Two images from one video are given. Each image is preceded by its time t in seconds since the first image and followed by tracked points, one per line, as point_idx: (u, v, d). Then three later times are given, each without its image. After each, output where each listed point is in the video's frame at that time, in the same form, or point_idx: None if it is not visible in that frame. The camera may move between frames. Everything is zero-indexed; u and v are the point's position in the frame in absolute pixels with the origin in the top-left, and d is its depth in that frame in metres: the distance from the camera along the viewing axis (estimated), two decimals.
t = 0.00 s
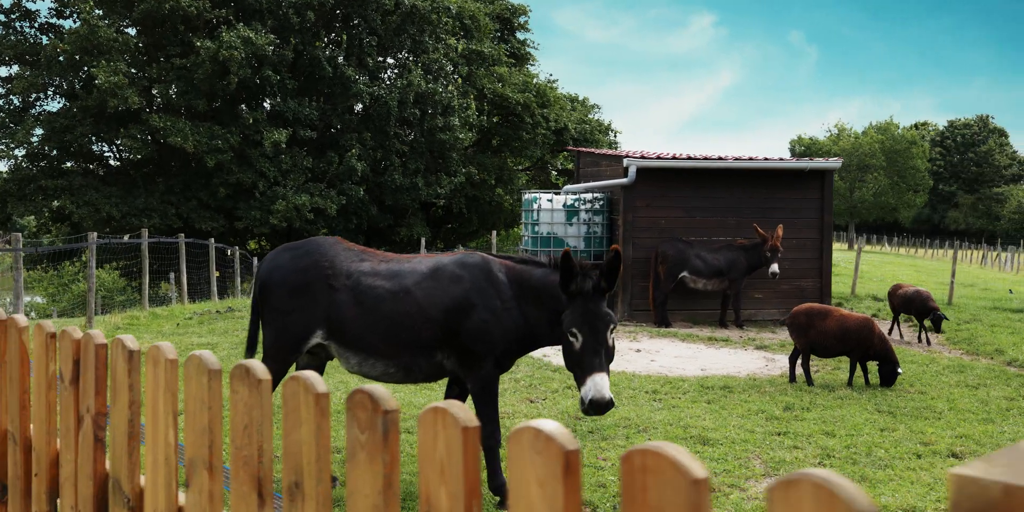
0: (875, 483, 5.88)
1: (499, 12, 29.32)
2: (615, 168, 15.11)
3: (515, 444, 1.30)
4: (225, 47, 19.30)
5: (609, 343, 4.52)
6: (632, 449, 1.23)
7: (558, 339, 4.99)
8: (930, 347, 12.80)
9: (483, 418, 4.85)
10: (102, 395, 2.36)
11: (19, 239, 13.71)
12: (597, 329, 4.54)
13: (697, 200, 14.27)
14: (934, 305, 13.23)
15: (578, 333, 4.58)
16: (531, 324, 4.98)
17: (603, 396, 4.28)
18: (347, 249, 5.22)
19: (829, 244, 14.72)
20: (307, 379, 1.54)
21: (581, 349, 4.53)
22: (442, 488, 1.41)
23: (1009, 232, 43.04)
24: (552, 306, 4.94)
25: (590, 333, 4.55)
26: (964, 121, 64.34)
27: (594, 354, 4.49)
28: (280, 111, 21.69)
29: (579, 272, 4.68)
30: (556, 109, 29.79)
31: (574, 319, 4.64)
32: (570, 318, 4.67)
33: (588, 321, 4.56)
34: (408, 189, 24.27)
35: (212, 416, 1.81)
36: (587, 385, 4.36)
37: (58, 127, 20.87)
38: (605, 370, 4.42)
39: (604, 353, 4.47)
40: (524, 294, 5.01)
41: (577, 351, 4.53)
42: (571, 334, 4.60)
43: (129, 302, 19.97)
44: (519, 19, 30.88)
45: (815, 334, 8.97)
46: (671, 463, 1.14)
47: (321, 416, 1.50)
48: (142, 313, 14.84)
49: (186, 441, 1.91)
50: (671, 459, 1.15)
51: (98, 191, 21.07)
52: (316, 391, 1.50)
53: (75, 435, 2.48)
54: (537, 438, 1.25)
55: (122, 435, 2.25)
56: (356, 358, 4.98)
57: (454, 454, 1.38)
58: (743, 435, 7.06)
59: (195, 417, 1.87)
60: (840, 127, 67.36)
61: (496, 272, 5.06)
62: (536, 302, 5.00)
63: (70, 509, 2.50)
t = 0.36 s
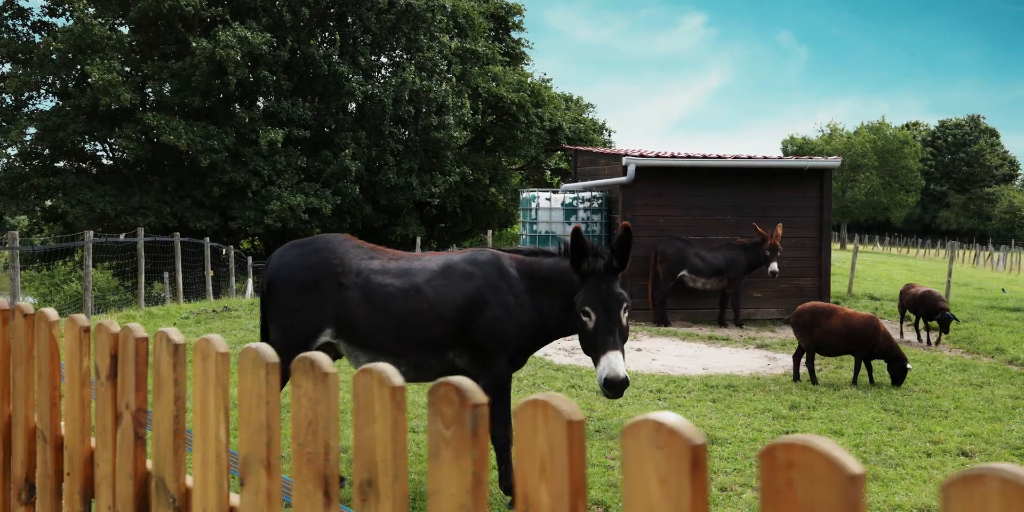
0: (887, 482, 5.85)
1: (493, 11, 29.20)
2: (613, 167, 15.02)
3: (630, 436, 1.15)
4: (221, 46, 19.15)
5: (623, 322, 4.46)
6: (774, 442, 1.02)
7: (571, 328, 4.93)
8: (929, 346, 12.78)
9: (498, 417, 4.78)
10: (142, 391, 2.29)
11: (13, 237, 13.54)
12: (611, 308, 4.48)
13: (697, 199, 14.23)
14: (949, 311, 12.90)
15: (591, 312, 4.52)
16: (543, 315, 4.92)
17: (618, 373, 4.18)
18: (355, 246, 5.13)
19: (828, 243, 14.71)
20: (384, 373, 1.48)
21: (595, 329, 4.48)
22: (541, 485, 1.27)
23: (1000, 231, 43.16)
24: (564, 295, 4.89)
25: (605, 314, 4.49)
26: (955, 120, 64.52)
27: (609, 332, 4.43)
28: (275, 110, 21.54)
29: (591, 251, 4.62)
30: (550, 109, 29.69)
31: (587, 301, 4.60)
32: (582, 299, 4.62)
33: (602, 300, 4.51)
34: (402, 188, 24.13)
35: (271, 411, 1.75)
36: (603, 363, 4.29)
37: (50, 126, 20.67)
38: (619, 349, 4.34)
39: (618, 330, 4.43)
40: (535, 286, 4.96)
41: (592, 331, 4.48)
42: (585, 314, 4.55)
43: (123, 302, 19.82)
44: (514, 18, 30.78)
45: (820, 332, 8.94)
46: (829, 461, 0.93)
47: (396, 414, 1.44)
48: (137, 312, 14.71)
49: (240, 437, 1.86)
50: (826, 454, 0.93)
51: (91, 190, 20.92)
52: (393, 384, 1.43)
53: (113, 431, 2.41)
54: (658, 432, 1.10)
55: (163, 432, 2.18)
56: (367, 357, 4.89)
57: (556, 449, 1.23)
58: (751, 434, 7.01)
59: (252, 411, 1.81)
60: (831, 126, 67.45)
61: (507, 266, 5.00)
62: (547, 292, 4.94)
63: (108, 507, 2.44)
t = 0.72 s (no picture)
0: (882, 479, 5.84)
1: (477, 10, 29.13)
2: (599, 166, 15.00)
3: (710, 427, 1.13)
4: (205, 45, 19.01)
5: (618, 309, 4.43)
6: (877, 429, 1.00)
7: (567, 323, 4.91)
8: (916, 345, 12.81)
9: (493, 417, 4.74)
10: (161, 387, 2.27)
11: None
12: (606, 295, 4.45)
13: (684, 198, 14.23)
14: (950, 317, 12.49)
15: (586, 299, 4.49)
16: (540, 310, 4.90)
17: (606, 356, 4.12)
18: (350, 245, 5.08)
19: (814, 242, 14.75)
20: (432, 364, 1.48)
21: (589, 315, 4.44)
22: (609, 480, 1.25)
23: (979, 232, 43.40)
24: (559, 288, 4.86)
25: (599, 300, 4.46)
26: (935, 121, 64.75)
27: (603, 318, 4.39)
28: (258, 108, 21.38)
29: (587, 240, 4.59)
30: (534, 108, 29.64)
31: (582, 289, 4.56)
32: (578, 286, 4.59)
33: (597, 287, 4.48)
34: (385, 187, 24.00)
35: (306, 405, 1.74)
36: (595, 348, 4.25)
37: (31, 124, 20.46)
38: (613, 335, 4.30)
39: (613, 317, 4.39)
40: (531, 282, 4.94)
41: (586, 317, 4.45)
42: (580, 301, 4.52)
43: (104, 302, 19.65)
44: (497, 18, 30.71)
45: (810, 330, 8.96)
46: (946, 453, 0.91)
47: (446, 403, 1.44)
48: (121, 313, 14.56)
49: (270, 433, 1.84)
50: (942, 445, 0.92)
51: (72, 189, 20.74)
52: (443, 375, 1.44)
53: (129, 429, 2.38)
54: (743, 423, 1.08)
55: (184, 427, 2.15)
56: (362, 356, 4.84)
57: (628, 439, 1.21)
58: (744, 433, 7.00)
59: (285, 406, 1.79)
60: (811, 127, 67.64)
61: (504, 263, 4.97)
62: (544, 287, 4.93)
63: (122, 509, 2.40)
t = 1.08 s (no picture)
0: (867, 478, 5.86)
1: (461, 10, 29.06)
2: (585, 166, 14.98)
3: (724, 419, 1.13)
4: (189, 43, 18.90)
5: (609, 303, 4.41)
6: (897, 421, 1.00)
7: (557, 320, 4.86)
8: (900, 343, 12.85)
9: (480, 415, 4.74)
10: (156, 385, 2.25)
11: None
12: (598, 291, 4.42)
13: (668, 198, 14.25)
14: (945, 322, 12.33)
15: (576, 293, 4.47)
16: (527, 308, 4.84)
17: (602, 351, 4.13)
18: (339, 244, 5.05)
19: (798, 242, 14.81)
20: (435, 357, 1.47)
21: (580, 309, 4.42)
22: (620, 474, 1.26)
23: (960, 231, 43.64)
24: (548, 285, 4.81)
25: (590, 294, 4.44)
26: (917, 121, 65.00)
27: (594, 312, 4.37)
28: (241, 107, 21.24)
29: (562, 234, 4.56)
30: (517, 108, 29.59)
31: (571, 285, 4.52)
32: (567, 281, 4.56)
33: (588, 282, 4.46)
34: (370, 187, 23.92)
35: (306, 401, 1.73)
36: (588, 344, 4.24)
37: (13, 123, 20.32)
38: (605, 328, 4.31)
39: (605, 310, 4.36)
40: (519, 280, 4.87)
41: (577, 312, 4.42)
42: (570, 294, 4.50)
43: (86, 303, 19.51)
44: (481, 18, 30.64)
45: (796, 330, 8.97)
46: (966, 446, 0.92)
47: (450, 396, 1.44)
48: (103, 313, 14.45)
49: (269, 431, 1.82)
50: (960, 435, 0.93)
51: (54, 188, 20.60)
52: (448, 371, 1.44)
53: (123, 426, 2.36)
54: (759, 416, 1.09)
55: (181, 424, 2.14)
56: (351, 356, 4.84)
57: (638, 430, 1.22)
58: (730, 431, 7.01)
59: (285, 403, 1.78)
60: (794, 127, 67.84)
61: (492, 261, 4.92)
62: (531, 284, 4.85)
63: (117, 509, 2.38)
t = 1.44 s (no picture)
0: (849, 479, 5.90)
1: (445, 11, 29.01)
2: (568, 167, 15.01)
3: (713, 437, 1.24)
4: (171, 42, 18.78)
5: (598, 340, 4.41)
6: (880, 440, 1.11)
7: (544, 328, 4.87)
8: (882, 344, 12.92)
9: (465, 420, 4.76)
10: (143, 394, 2.25)
11: None
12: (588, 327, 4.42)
13: (652, 200, 14.29)
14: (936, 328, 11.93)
15: (566, 334, 4.46)
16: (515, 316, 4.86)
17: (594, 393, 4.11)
18: (325, 247, 5.04)
19: (781, 243, 14.88)
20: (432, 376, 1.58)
21: (571, 350, 4.40)
22: (608, 491, 1.34)
23: (941, 232, 43.91)
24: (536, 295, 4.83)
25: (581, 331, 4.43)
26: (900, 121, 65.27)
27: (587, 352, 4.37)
28: (224, 107, 21.14)
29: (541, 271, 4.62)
30: (502, 109, 29.54)
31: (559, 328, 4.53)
32: (556, 319, 4.56)
33: (577, 321, 4.46)
34: (354, 188, 23.85)
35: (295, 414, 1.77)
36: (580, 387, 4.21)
37: None
38: (599, 369, 4.29)
39: (596, 351, 4.36)
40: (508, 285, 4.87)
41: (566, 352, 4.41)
42: (559, 336, 4.48)
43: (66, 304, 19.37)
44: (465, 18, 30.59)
45: (779, 331, 9.02)
46: (944, 459, 1.02)
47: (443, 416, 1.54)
48: (86, 316, 14.36)
49: (260, 443, 1.86)
50: (938, 451, 1.03)
51: (35, 189, 20.48)
52: (437, 385, 1.55)
53: (109, 438, 2.35)
54: (745, 434, 1.20)
55: (167, 434, 2.14)
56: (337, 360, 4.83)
57: (627, 448, 1.30)
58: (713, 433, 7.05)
59: (275, 416, 1.82)
60: (777, 126, 68.03)
61: (480, 265, 4.92)
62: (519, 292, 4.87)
63: None
